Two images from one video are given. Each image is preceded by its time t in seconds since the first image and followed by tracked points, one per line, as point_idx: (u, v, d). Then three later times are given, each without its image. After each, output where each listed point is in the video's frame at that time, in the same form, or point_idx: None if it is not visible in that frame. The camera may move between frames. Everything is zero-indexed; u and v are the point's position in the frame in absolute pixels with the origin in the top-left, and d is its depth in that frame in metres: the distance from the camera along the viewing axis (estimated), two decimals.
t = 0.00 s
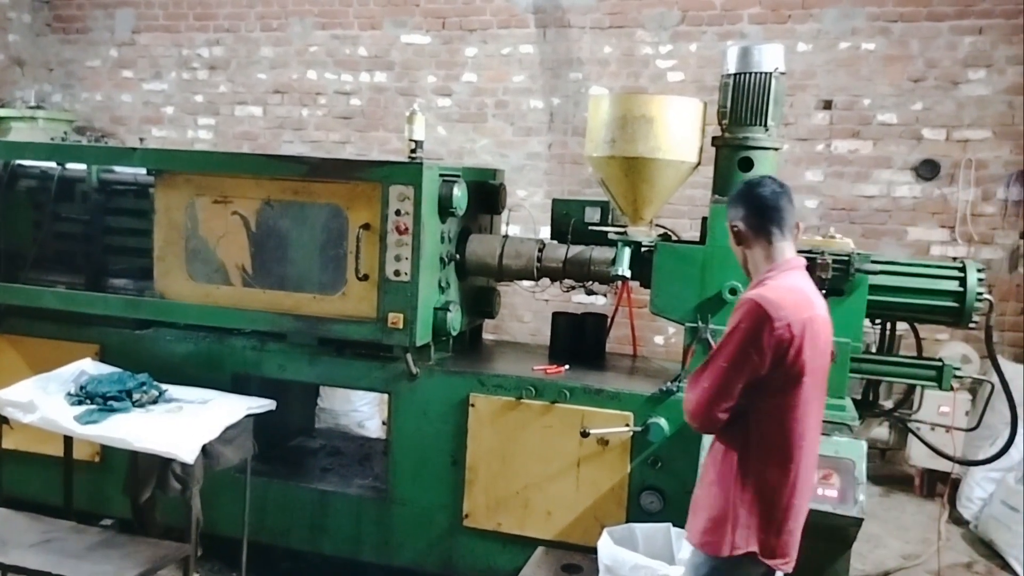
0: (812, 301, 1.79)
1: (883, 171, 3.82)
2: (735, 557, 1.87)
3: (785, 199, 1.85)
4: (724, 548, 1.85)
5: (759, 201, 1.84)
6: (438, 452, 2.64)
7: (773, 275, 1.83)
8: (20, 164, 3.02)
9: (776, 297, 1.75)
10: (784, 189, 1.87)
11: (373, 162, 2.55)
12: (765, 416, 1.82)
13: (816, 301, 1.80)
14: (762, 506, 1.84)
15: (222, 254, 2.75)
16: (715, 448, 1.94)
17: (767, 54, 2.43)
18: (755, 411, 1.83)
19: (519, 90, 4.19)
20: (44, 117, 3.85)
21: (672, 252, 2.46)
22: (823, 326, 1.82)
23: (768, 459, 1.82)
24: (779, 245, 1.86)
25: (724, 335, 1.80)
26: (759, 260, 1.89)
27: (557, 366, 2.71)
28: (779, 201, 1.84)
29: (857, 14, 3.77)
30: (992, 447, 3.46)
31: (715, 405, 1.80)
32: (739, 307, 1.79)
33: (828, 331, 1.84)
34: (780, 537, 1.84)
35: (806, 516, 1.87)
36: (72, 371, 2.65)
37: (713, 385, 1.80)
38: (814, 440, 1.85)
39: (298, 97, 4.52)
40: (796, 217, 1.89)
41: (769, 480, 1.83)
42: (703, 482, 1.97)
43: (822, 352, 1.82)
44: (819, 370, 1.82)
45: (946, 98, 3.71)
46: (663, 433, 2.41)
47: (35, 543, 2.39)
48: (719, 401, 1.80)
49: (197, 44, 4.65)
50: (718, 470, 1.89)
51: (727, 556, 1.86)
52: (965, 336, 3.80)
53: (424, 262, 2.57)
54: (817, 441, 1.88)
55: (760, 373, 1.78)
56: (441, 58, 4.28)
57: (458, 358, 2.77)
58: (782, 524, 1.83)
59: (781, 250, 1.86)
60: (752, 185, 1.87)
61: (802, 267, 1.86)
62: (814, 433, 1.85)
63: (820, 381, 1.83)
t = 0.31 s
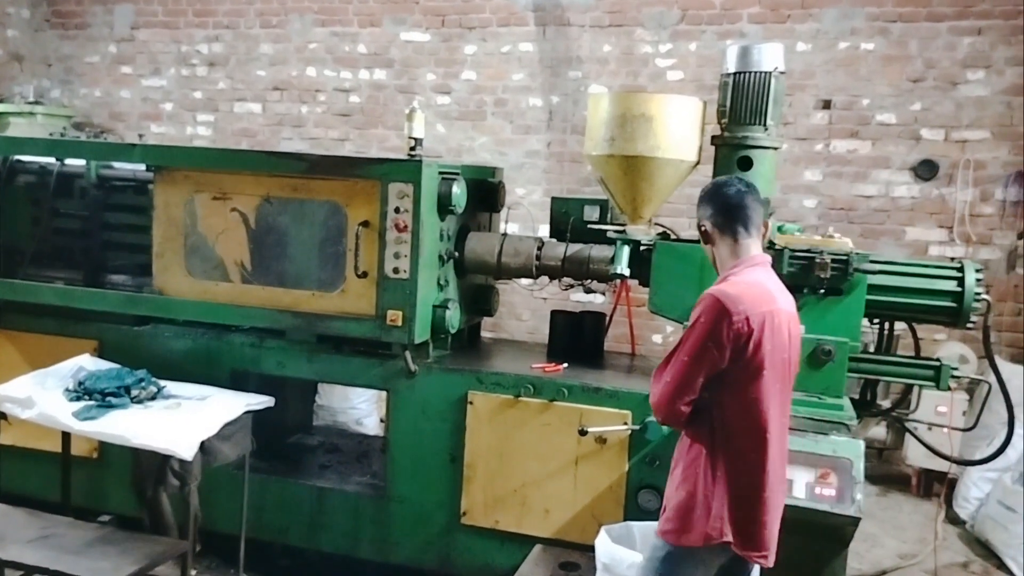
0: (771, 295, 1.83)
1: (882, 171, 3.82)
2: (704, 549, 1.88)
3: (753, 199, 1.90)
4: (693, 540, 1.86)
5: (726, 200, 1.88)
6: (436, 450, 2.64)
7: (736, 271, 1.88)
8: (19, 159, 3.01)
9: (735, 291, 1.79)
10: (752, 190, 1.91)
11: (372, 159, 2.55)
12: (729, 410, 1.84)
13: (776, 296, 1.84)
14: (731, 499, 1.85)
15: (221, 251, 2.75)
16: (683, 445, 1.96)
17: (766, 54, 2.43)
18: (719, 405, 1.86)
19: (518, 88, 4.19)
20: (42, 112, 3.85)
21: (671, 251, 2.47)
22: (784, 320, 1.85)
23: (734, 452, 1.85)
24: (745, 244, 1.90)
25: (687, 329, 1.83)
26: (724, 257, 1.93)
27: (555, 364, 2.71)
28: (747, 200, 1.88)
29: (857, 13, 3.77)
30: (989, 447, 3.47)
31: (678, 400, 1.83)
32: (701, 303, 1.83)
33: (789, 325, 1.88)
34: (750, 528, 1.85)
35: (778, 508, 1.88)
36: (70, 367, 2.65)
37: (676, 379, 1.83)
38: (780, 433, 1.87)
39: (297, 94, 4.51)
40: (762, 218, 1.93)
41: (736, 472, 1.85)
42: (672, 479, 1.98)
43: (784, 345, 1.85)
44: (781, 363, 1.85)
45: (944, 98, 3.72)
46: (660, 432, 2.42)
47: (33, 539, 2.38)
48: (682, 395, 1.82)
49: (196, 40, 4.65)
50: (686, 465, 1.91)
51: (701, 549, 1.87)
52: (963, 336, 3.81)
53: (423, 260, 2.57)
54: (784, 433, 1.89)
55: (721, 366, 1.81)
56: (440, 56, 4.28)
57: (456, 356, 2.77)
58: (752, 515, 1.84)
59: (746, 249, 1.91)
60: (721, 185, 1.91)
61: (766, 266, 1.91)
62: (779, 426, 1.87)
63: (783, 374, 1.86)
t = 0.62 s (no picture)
0: (718, 293, 1.79)
1: (883, 170, 3.82)
2: (651, 540, 1.91)
3: (714, 198, 1.88)
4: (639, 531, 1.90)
5: (687, 197, 1.88)
6: (437, 448, 2.64)
7: (690, 267, 1.86)
8: (21, 156, 3.02)
9: (677, 290, 1.78)
10: (715, 189, 1.90)
11: (373, 157, 2.55)
12: (673, 406, 1.84)
13: (725, 294, 1.80)
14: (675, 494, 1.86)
15: (223, 248, 2.75)
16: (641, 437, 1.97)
17: (768, 52, 2.43)
18: (665, 400, 1.86)
19: (519, 87, 4.19)
20: (43, 110, 3.86)
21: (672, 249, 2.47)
22: (734, 318, 1.81)
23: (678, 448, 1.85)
24: (704, 242, 1.88)
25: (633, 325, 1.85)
26: (684, 255, 1.91)
27: (556, 362, 2.71)
28: (708, 199, 1.87)
29: (858, 12, 3.77)
30: (989, 446, 3.49)
31: (619, 394, 1.86)
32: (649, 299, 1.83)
33: (742, 324, 1.83)
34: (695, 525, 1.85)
35: (727, 507, 1.86)
36: (72, 364, 2.65)
37: (619, 375, 1.85)
38: (729, 432, 1.84)
39: (299, 92, 4.52)
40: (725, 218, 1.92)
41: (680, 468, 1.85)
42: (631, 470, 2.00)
43: (733, 344, 1.81)
44: (729, 362, 1.81)
45: (946, 97, 3.72)
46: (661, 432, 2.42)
47: (34, 536, 2.39)
48: (622, 390, 1.85)
49: (197, 38, 4.65)
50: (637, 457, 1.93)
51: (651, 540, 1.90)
52: (963, 335, 3.81)
53: (424, 257, 2.57)
54: (736, 431, 1.86)
55: (662, 362, 1.81)
56: (442, 54, 4.28)
57: (457, 354, 2.77)
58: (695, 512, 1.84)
59: (706, 246, 1.88)
60: (685, 183, 1.90)
61: (725, 265, 1.88)
62: (728, 425, 1.84)
63: (733, 372, 1.82)
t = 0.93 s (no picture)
0: (653, 285, 1.80)
1: (882, 168, 3.82)
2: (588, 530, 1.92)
3: (659, 187, 1.86)
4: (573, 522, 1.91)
5: (631, 187, 1.85)
6: (436, 446, 2.64)
7: (630, 259, 1.87)
8: (20, 155, 3.02)
9: (612, 281, 1.79)
10: (660, 177, 1.87)
11: (373, 156, 2.55)
12: (608, 395, 1.85)
13: (661, 286, 1.81)
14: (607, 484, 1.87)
15: (222, 247, 2.76)
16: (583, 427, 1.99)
17: (767, 50, 2.42)
18: (601, 391, 1.87)
19: (519, 85, 4.19)
20: (42, 109, 3.85)
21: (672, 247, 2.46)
22: (670, 310, 1.82)
23: (612, 439, 1.86)
24: (648, 232, 1.87)
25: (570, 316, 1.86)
26: (627, 245, 1.90)
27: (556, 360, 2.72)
28: (652, 188, 1.85)
29: (857, 10, 3.77)
30: (989, 443, 3.50)
31: (554, 382, 1.88)
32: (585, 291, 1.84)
33: (678, 316, 1.84)
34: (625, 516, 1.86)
35: (658, 498, 1.88)
36: (71, 363, 2.65)
37: (555, 365, 1.87)
38: (664, 424, 1.85)
39: (298, 90, 4.51)
40: (670, 206, 1.89)
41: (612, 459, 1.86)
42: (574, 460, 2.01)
43: (668, 337, 1.81)
44: (664, 354, 1.81)
45: (945, 95, 3.72)
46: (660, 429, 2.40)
47: (34, 535, 2.39)
48: (558, 379, 1.87)
49: (196, 37, 4.65)
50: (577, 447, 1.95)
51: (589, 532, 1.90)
52: (963, 333, 3.82)
53: (423, 256, 2.57)
54: (671, 423, 1.87)
55: (597, 353, 1.82)
56: (441, 53, 4.28)
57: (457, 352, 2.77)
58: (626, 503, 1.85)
59: (650, 237, 1.88)
60: (630, 171, 1.88)
61: (666, 255, 1.87)
62: (663, 416, 1.85)
63: (669, 364, 1.83)
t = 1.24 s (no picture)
0: (598, 279, 1.91)
1: (881, 166, 3.82)
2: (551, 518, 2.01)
3: (608, 185, 1.98)
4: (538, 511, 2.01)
5: (581, 188, 1.97)
6: (435, 445, 2.64)
7: (580, 256, 1.98)
8: (18, 155, 3.02)
9: (558, 277, 1.91)
10: (610, 178, 1.99)
11: (371, 155, 2.55)
12: (561, 386, 1.96)
13: (606, 280, 1.92)
14: (566, 474, 1.97)
15: (221, 247, 2.75)
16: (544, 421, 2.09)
17: (765, 48, 2.42)
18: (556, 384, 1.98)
19: (517, 84, 4.18)
20: (41, 108, 3.85)
21: (671, 245, 2.46)
22: (616, 301, 1.92)
23: (567, 429, 1.96)
24: (599, 230, 1.99)
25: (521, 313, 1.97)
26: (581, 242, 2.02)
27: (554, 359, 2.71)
28: (602, 189, 1.97)
29: (856, 9, 3.76)
30: (988, 442, 3.50)
31: (509, 376, 1.98)
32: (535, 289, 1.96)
33: (626, 309, 1.94)
34: (585, 502, 1.96)
35: (617, 485, 1.96)
36: (70, 362, 2.65)
37: (510, 359, 1.97)
38: (616, 413, 1.95)
39: (297, 89, 4.51)
40: (621, 206, 2.01)
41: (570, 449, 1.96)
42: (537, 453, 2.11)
43: (615, 328, 1.91)
44: (612, 344, 1.91)
45: (944, 93, 3.72)
46: (660, 427, 2.40)
47: (33, 535, 2.39)
48: (512, 373, 1.97)
49: (195, 36, 4.64)
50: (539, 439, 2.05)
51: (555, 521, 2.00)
52: (961, 331, 3.82)
53: (422, 255, 2.57)
54: (624, 412, 1.96)
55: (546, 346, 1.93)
56: (440, 51, 4.27)
57: (456, 352, 2.77)
58: (584, 490, 1.95)
59: (601, 234, 1.99)
60: (582, 173, 2.00)
61: (615, 251, 1.98)
62: (615, 406, 1.94)
63: (618, 355, 1.93)
